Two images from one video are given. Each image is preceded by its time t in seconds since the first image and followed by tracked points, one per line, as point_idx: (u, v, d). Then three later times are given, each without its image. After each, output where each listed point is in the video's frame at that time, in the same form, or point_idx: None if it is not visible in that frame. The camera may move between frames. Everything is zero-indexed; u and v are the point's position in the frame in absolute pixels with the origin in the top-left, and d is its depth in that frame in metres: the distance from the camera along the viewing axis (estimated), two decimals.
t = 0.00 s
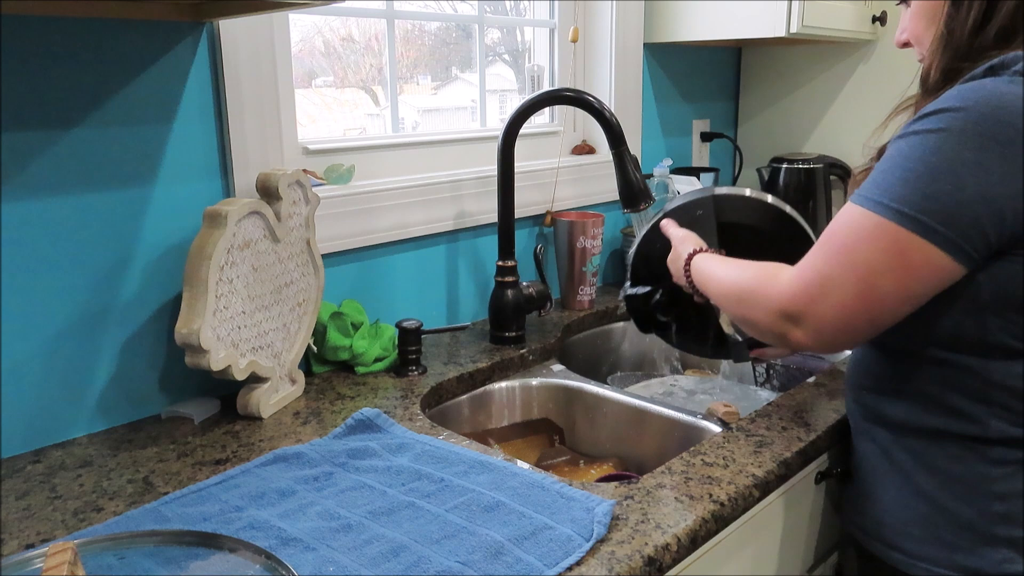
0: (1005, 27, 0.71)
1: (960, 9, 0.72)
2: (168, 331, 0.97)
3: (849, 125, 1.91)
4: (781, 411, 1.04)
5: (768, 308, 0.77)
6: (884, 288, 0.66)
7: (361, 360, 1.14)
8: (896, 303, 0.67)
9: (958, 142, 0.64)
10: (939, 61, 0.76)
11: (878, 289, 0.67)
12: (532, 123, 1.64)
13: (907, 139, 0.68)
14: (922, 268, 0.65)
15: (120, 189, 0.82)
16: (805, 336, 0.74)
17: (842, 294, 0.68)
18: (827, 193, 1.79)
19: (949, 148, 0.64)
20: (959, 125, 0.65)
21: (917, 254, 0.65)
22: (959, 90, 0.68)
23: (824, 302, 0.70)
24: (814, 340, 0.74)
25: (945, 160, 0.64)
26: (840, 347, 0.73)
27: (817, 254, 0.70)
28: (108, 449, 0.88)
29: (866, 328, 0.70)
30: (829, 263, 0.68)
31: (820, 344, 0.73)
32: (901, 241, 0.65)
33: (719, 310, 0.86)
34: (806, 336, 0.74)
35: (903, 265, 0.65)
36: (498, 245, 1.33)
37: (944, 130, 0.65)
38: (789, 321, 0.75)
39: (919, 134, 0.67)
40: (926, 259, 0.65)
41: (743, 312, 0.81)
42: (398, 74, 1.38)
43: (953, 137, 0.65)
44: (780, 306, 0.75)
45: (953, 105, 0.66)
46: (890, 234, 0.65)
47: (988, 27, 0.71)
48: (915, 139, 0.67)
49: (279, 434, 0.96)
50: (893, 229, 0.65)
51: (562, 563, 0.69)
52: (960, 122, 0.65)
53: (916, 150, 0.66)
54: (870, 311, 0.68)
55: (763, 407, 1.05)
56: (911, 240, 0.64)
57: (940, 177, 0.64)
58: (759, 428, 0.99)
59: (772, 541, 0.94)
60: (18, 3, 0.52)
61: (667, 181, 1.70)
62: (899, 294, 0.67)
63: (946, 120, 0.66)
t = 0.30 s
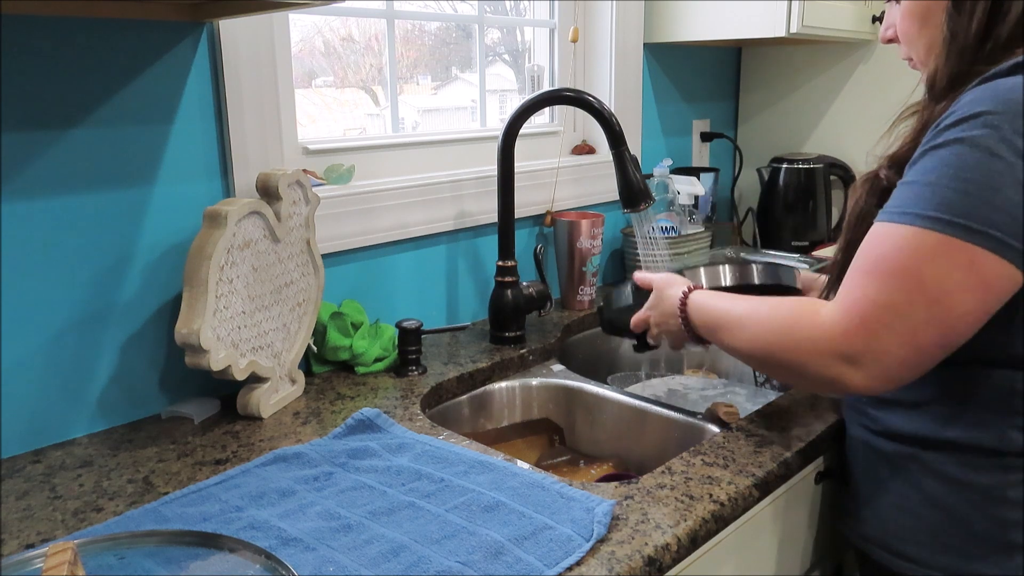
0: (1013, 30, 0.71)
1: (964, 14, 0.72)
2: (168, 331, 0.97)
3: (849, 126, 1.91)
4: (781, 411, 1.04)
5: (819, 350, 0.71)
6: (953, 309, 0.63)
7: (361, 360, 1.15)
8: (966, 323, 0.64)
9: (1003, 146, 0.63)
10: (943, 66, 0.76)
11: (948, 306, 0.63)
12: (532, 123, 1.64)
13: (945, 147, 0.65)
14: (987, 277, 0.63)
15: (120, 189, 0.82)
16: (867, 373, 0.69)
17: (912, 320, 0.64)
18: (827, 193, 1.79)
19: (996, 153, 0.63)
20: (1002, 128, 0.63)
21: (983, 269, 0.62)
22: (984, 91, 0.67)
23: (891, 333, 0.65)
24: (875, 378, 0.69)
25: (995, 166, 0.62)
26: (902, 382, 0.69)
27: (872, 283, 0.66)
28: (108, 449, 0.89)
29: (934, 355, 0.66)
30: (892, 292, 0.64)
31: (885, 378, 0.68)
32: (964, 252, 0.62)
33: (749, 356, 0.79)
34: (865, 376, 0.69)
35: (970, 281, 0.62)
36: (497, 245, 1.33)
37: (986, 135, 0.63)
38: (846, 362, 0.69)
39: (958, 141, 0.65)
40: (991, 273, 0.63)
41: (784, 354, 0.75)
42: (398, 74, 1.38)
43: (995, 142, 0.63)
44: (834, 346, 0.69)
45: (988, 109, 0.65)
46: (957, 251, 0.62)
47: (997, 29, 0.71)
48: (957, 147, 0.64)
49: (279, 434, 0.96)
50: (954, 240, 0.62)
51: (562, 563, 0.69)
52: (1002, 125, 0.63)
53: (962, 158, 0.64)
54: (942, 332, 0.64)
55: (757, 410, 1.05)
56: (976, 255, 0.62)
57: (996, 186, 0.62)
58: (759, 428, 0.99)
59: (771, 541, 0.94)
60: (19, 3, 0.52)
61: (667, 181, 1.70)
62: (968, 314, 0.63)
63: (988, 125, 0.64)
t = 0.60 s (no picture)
0: (1003, 35, 0.70)
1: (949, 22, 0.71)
2: (168, 332, 0.97)
3: (848, 126, 1.91)
4: (781, 411, 1.04)
5: (808, 366, 0.73)
6: (927, 320, 0.64)
7: (361, 360, 1.15)
8: (944, 333, 0.64)
9: (974, 161, 0.62)
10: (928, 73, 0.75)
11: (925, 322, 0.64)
12: (532, 123, 1.64)
13: (919, 161, 0.65)
14: (965, 291, 0.63)
15: (120, 189, 0.82)
16: (852, 386, 0.70)
17: (888, 335, 0.65)
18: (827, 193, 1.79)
19: (967, 169, 0.62)
20: (976, 143, 0.63)
21: (956, 280, 0.62)
22: (959, 102, 0.66)
23: (871, 348, 0.66)
24: (861, 389, 0.70)
25: (967, 181, 0.62)
26: (890, 393, 0.69)
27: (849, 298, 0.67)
28: (108, 448, 0.88)
29: (915, 365, 0.66)
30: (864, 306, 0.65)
31: (869, 392, 0.70)
32: (939, 268, 0.62)
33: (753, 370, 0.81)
34: (852, 387, 0.70)
35: (943, 292, 0.63)
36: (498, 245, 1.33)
37: (957, 149, 0.63)
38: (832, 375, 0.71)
39: (931, 155, 0.64)
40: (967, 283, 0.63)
41: (780, 369, 0.77)
42: (398, 74, 1.38)
43: (967, 156, 0.63)
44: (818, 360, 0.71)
45: (960, 121, 0.64)
46: (927, 265, 0.62)
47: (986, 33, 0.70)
48: (932, 162, 0.64)
49: (279, 434, 0.96)
50: (928, 257, 0.62)
51: (562, 563, 0.69)
52: (973, 139, 0.63)
53: (935, 173, 0.63)
54: (920, 347, 0.65)
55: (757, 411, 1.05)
56: (947, 268, 0.62)
57: (968, 202, 0.62)
58: (759, 428, 0.99)
59: (772, 541, 0.94)
60: (19, 3, 0.52)
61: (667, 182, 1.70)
62: (944, 324, 0.64)
63: (962, 139, 0.63)
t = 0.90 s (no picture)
0: (975, 48, 0.70)
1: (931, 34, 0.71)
2: (168, 332, 0.97)
3: (847, 127, 1.91)
4: (781, 411, 1.04)
5: (757, 340, 0.79)
6: (856, 311, 0.68)
7: (361, 360, 1.15)
8: (872, 324, 0.68)
9: (915, 168, 0.64)
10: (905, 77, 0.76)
11: (853, 314, 0.68)
12: (532, 123, 1.64)
13: (869, 164, 0.68)
14: (894, 289, 0.66)
15: (120, 189, 0.82)
16: (790, 361, 0.75)
17: (820, 320, 0.70)
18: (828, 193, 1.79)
19: (907, 176, 0.64)
20: (917, 150, 0.64)
21: (885, 278, 0.65)
22: (921, 108, 0.67)
23: (804, 329, 0.71)
24: (799, 365, 0.75)
25: (906, 187, 0.64)
26: (826, 372, 0.74)
27: (793, 282, 0.72)
28: (108, 449, 0.88)
29: (846, 351, 0.71)
30: (802, 290, 0.70)
31: (806, 369, 0.75)
32: (870, 266, 0.65)
33: (713, 342, 0.87)
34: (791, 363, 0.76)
35: (871, 288, 0.66)
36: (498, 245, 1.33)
37: (903, 156, 0.65)
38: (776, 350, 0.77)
39: (880, 158, 0.67)
40: (894, 281, 0.66)
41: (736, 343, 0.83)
42: (398, 74, 1.38)
43: (911, 163, 0.64)
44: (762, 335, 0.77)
45: (913, 129, 0.66)
46: (859, 259, 0.66)
47: (960, 44, 0.71)
48: (879, 165, 0.67)
49: (279, 434, 0.96)
50: (860, 254, 0.66)
51: (562, 563, 0.69)
52: (918, 148, 0.64)
53: (878, 176, 0.66)
54: (847, 334, 0.69)
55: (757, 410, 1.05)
56: (876, 265, 0.65)
57: (903, 207, 0.64)
58: (759, 428, 0.99)
59: (772, 541, 0.94)
60: (19, 3, 0.52)
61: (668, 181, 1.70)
62: (873, 317, 0.67)
63: (906, 145, 0.65)
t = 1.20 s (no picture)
0: (964, 48, 0.71)
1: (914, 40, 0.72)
2: (168, 332, 0.97)
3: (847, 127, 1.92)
4: (781, 411, 1.04)
5: (732, 332, 0.77)
6: (850, 312, 0.67)
7: (361, 360, 1.15)
8: (862, 326, 0.68)
9: (906, 167, 0.64)
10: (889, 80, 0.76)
11: (842, 312, 0.67)
12: (532, 123, 1.64)
13: (859, 162, 0.68)
14: (887, 289, 0.66)
15: (121, 190, 0.82)
16: (772, 358, 0.74)
17: (809, 320, 0.69)
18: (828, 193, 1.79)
19: (898, 174, 0.64)
20: (906, 149, 0.64)
21: (880, 279, 0.65)
22: (909, 108, 0.67)
23: (791, 326, 0.70)
24: (779, 362, 0.74)
25: (898, 185, 0.64)
26: (808, 370, 0.74)
27: (782, 280, 0.71)
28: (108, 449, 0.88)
29: (833, 351, 0.71)
30: (794, 289, 0.69)
31: (787, 365, 0.74)
32: (863, 266, 0.65)
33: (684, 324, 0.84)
34: (770, 359, 0.75)
35: (866, 290, 0.66)
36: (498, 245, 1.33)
37: (892, 155, 0.65)
38: (755, 345, 0.75)
39: (869, 157, 0.67)
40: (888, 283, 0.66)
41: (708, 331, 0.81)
42: (398, 74, 1.38)
43: (901, 162, 0.64)
44: (742, 330, 0.75)
45: (902, 128, 0.66)
46: (855, 260, 0.65)
47: (947, 45, 0.71)
48: (867, 164, 0.67)
49: (279, 434, 0.96)
50: (854, 254, 0.65)
51: (562, 563, 0.69)
52: (908, 147, 0.64)
53: (868, 175, 0.66)
54: (837, 334, 0.69)
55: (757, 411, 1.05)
56: (872, 266, 0.65)
57: (895, 206, 0.64)
58: (758, 428, 0.99)
59: (772, 541, 0.94)
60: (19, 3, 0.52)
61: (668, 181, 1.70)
62: (865, 318, 0.68)
63: (895, 144, 0.65)
